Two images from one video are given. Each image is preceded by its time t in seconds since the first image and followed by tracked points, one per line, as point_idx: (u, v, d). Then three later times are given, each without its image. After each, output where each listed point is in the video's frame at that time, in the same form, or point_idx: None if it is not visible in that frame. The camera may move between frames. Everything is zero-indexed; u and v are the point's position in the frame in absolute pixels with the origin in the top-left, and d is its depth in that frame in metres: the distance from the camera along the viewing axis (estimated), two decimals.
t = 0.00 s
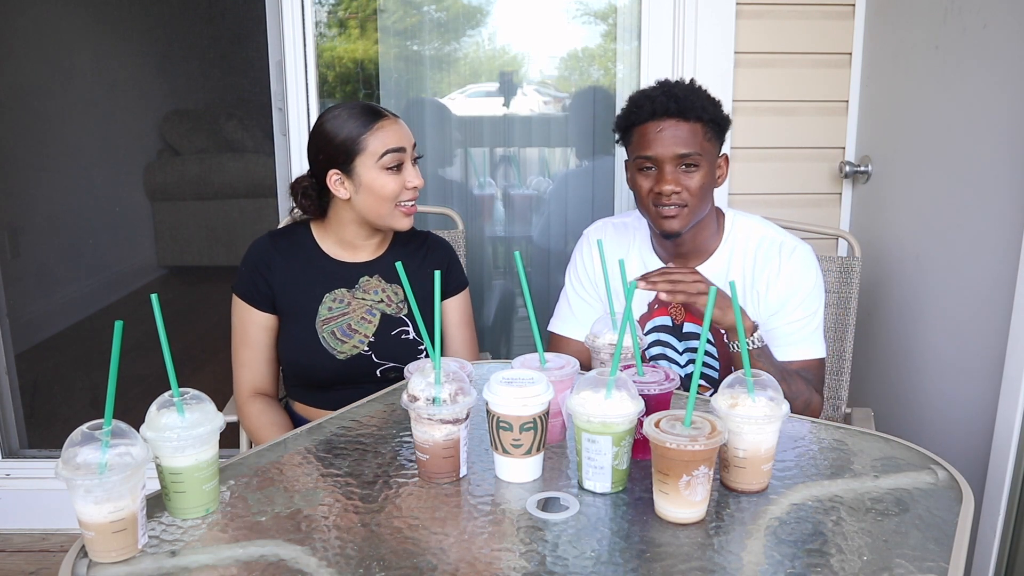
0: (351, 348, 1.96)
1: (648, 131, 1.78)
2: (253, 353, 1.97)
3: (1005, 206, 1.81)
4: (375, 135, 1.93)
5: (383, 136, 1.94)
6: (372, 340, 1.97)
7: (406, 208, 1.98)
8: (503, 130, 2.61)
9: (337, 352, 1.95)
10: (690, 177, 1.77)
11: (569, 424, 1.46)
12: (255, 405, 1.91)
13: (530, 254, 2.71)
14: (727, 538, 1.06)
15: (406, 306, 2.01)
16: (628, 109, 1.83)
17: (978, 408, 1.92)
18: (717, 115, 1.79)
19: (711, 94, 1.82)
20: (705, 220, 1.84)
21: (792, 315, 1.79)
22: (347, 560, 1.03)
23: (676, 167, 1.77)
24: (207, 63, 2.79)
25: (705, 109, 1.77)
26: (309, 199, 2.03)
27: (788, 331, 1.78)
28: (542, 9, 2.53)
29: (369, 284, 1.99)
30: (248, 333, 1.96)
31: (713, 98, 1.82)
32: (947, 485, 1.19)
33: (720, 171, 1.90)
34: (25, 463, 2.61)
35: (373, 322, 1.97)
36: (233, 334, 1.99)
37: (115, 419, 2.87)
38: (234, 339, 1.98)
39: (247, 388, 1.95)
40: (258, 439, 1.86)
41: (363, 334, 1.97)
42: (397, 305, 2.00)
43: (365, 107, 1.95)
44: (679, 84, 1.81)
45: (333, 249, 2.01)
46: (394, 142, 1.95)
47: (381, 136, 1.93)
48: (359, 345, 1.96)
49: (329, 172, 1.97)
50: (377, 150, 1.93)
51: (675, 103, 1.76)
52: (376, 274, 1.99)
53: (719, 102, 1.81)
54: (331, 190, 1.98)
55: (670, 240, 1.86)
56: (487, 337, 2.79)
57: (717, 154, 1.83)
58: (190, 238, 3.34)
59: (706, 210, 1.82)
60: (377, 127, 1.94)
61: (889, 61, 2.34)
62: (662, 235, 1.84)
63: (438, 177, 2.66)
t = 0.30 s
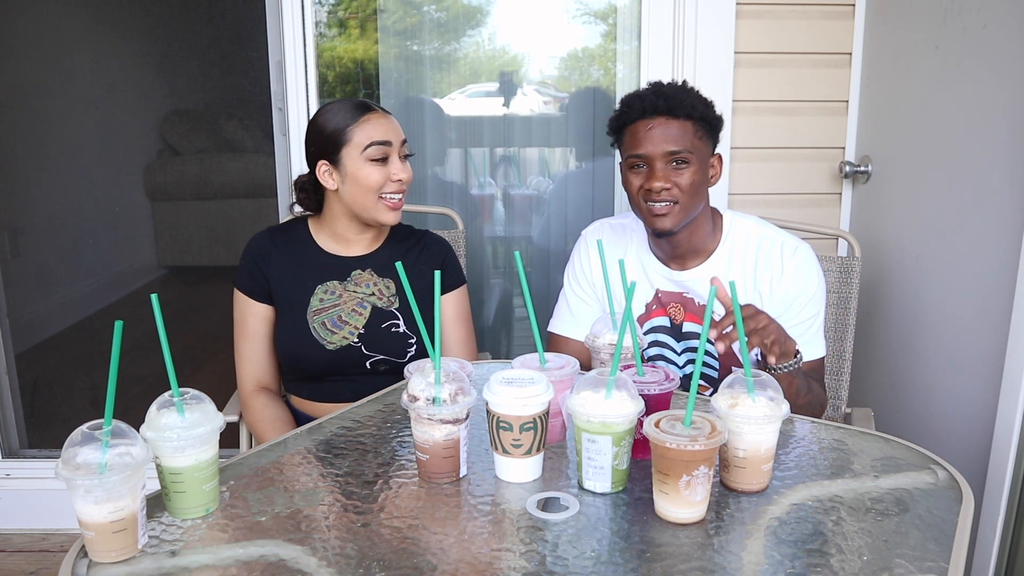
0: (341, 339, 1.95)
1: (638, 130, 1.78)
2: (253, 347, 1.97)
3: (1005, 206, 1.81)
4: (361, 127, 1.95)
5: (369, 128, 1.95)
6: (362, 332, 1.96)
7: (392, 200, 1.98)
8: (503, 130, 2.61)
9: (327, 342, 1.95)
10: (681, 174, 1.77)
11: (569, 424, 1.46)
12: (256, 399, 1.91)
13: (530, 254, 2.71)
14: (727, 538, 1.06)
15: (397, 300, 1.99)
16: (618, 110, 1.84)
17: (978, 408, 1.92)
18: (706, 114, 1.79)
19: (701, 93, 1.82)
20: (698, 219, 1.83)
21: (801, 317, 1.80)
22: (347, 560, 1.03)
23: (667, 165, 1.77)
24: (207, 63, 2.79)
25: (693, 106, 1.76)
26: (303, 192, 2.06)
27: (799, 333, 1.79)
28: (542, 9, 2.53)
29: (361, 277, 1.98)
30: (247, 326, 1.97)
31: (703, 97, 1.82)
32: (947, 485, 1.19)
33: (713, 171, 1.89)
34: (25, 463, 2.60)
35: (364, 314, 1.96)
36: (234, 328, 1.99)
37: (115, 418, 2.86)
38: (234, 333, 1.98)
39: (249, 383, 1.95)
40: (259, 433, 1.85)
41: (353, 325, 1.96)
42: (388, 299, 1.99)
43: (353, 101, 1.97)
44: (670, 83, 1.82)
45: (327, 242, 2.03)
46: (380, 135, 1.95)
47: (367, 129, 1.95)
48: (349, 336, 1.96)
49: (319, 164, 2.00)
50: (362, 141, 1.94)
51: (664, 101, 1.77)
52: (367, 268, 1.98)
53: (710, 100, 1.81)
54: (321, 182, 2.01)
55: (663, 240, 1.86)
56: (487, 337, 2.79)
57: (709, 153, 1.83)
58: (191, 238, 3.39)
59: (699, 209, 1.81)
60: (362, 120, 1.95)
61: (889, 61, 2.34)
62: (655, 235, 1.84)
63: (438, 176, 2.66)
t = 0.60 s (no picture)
0: (339, 330, 1.95)
1: (645, 131, 1.77)
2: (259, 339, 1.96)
3: (1005, 206, 1.81)
4: (352, 124, 1.97)
5: (360, 125, 1.98)
6: (359, 323, 1.96)
7: (383, 195, 1.99)
8: (503, 130, 2.61)
9: (325, 332, 1.95)
10: (688, 177, 1.77)
11: (569, 424, 1.46)
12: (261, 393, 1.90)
13: (530, 254, 2.71)
14: (727, 538, 1.06)
15: (394, 292, 1.99)
16: (625, 109, 1.82)
17: (978, 408, 1.92)
18: (713, 115, 1.78)
19: (708, 93, 1.81)
20: (701, 221, 1.84)
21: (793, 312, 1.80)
22: (347, 560, 1.03)
23: (673, 167, 1.77)
24: (207, 63, 2.79)
25: (701, 109, 1.76)
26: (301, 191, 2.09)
27: (791, 330, 1.78)
28: (542, 9, 2.53)
29: (358, 270, 1.99)
30: (253, 317, 1.97)
31: (710, 97, 1.81)
32: (947, 485, 1.19)
33: (717, 170, 1.90)
34: (25, 463, 2.60)
35: (361, 306, 1.96)
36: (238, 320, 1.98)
37: (116, 418, 2.86)
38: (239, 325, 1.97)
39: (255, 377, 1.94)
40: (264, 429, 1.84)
41: (351, 317, 1.96)
42: (386, 292, 1.99)
43: (349, 102, 2.01)
44: (676, 83, 1.80)
45: (324, 238, 2.04)
46: (371, 131, 1.98)
47: (358, 125, 1.97)
48: (347, 327, 1.95)
49: (314, 162, 2.03)
50: (354, 138, 1.97)
51: (673, 102, 1.75)
52: (366, 261, 1.99)
53: (716, 100, 1.80)
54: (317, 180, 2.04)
55: (665, 241, 1.87)
56: (487, 337, 2.78)
57: (714, 154, 1.83)
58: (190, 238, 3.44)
59: (703, 211, 1.82)
60: (354, 117, 1.98)
61: (889, 61, 2.34)
62: (658, 236, 1.85)
63: (438, 176, 2.66)
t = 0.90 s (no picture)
0: (331, 317, 1.95)
1: (644, 136, 1.77)
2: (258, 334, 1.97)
3: (1004, 206, 1.81)
4: (348, 121, 1.99)
5: (356, 123, 2.00)
6: (351, 311, 1.96)
7: (373, 191, 2.01)
8: (503, 130, 2.61)
9: (317, 320, 1.95)
10: (687, 184, 1.77)
11: (569, 424, 1.46)
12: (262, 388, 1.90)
13: (530, 254, 2.72)
14: (727, 538, 1.06)
15: (386, 283, 1.99)
16: (624, 113, 1.82)
17: (978, 408, 1.92)
18: (712, 120, 1.78)
19: (707, 96, 1.80)
20: (699, 226, 1.84)
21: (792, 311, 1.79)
22: (347, 560, 1.03)
23: (672, 174, 1.77)
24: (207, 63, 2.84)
25: (701, 114, 1.75)
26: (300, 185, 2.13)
27: (790, 328, 1.78)
28: (542, 9, 2.53)
29: (352, 262, 2.00)
30: (252, 311, 1.97)
31: (709, 101, 1.80)
32: (947, 485, 1.20)
33: (716, 172, 1.89)
34: (25, 463, 2.60)
35: (353, 294, 1.97)
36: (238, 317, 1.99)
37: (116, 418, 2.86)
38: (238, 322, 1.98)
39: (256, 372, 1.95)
40: (268, 424, 1.84)
41: (342, 305, 1.96)
42: (378, 282, 1.99)
43: (347, 101, 2.03)
44: (675, 87, 1.79)
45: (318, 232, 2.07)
46: (366, 128, 2.00)
47: (352, 121, 2.00)
48: (338, 314, 1.95)
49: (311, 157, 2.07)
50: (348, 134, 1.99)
51: (672, 108, 1.75)
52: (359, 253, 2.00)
53: (716, 104, 1.80)
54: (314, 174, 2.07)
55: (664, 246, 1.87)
56: (487, 337, 2.78)
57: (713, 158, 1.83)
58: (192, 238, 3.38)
59: (701, 216, 1.83)
60: (349, 114, 2.00)
61: (889, 61, 2.34)
62: (657, 241, 1.85)
63: (438, 176, 2.66)
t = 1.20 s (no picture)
0: (334, 323, 1.95)
1: (647, 131, 1.77)
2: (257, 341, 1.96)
3: (1005, 206, 1.81)
4: (344, 119, 2.00)
5: (353, 119, 2.00)
6: (354, 316, 1.96)
7: (371, 189, 2.01)
8: (503, 130, 2.61)
9: (321, 326, 1.95)
10: (688, 180, 1.77)
11: (569, 424, 1.46)
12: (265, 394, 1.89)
13: (530, 254, 2.72)
14: (727, 538, 1.06)
15: (388, 286, 2.00)
16: (626, 109, 1.82)
17: (978, 408, 1.92)
18: (714, 118, 1.78)
19: (708, 95, 1.81)
20: (699, 224, 1.84)
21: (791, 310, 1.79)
22: (347, 560, 1.03)
23: (674, 169, 1.77)
24: (207, 63, 2.84)
25: (703, 110, 1.76)
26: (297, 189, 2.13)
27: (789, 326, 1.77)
28: (542, 9, 2.53)
29: (352, 265, 1.99)
30: (252, 319, 1.96)
31: (710, 100, 1.81)
32: (947, 485, 1.20)
33: (717, 173, 1.90)
34: (25, 463, 2.61)
35: (355, 299, 1.97)
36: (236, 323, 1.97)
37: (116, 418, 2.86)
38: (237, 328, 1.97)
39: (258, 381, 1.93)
40: (270, 432, 1.83)
41: (345, 309, 1.96)
42: (379, 286, 1.99)
43: (342, 99, 2.04)
44: (678, 84, 1.80)
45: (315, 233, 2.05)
46: (364, 124, 2.01)
47: (348, 117, 2.01)
48: (342, 320, 1.95)
49: (307, 156, 2.07)
50: (345, 132, 1.99)
51: (675, 103, 1.75)
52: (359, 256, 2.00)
53: (718, 103, 1.81)
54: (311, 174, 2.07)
55: (663, 244, 1.87)
56: (487, 337, 2.78)
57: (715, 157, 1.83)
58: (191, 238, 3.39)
59: (701, 214, 1.82)
60: (347, 112, 2.01)
61: (889, 61, 2.34)
62: (656, 238, 1.85)
63: (438, 176, 2.66)
